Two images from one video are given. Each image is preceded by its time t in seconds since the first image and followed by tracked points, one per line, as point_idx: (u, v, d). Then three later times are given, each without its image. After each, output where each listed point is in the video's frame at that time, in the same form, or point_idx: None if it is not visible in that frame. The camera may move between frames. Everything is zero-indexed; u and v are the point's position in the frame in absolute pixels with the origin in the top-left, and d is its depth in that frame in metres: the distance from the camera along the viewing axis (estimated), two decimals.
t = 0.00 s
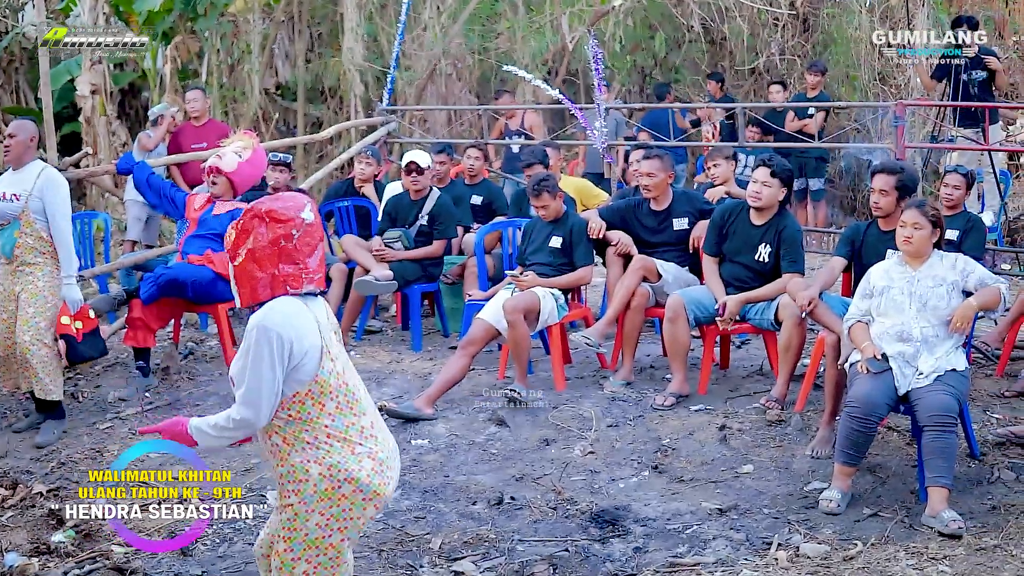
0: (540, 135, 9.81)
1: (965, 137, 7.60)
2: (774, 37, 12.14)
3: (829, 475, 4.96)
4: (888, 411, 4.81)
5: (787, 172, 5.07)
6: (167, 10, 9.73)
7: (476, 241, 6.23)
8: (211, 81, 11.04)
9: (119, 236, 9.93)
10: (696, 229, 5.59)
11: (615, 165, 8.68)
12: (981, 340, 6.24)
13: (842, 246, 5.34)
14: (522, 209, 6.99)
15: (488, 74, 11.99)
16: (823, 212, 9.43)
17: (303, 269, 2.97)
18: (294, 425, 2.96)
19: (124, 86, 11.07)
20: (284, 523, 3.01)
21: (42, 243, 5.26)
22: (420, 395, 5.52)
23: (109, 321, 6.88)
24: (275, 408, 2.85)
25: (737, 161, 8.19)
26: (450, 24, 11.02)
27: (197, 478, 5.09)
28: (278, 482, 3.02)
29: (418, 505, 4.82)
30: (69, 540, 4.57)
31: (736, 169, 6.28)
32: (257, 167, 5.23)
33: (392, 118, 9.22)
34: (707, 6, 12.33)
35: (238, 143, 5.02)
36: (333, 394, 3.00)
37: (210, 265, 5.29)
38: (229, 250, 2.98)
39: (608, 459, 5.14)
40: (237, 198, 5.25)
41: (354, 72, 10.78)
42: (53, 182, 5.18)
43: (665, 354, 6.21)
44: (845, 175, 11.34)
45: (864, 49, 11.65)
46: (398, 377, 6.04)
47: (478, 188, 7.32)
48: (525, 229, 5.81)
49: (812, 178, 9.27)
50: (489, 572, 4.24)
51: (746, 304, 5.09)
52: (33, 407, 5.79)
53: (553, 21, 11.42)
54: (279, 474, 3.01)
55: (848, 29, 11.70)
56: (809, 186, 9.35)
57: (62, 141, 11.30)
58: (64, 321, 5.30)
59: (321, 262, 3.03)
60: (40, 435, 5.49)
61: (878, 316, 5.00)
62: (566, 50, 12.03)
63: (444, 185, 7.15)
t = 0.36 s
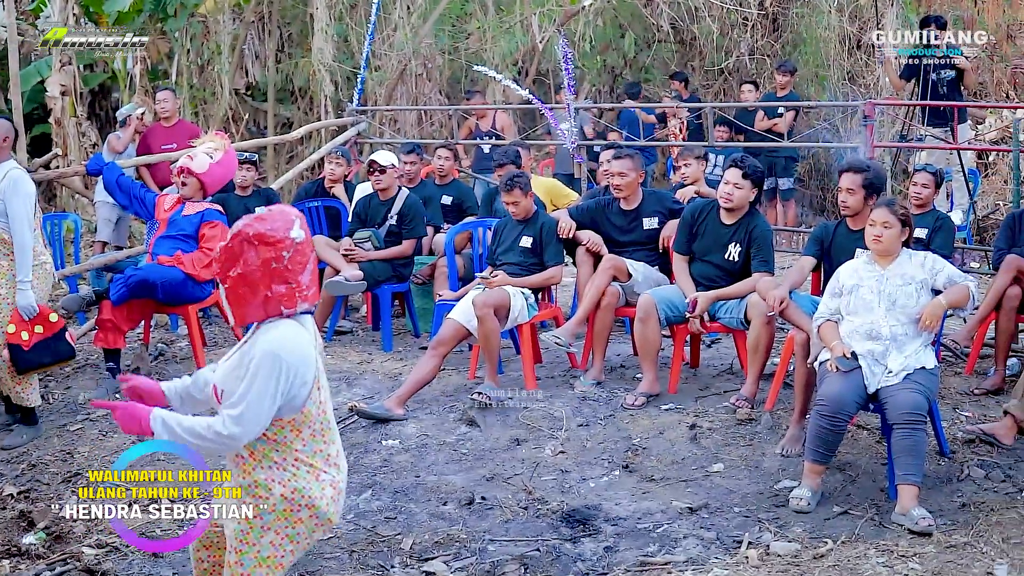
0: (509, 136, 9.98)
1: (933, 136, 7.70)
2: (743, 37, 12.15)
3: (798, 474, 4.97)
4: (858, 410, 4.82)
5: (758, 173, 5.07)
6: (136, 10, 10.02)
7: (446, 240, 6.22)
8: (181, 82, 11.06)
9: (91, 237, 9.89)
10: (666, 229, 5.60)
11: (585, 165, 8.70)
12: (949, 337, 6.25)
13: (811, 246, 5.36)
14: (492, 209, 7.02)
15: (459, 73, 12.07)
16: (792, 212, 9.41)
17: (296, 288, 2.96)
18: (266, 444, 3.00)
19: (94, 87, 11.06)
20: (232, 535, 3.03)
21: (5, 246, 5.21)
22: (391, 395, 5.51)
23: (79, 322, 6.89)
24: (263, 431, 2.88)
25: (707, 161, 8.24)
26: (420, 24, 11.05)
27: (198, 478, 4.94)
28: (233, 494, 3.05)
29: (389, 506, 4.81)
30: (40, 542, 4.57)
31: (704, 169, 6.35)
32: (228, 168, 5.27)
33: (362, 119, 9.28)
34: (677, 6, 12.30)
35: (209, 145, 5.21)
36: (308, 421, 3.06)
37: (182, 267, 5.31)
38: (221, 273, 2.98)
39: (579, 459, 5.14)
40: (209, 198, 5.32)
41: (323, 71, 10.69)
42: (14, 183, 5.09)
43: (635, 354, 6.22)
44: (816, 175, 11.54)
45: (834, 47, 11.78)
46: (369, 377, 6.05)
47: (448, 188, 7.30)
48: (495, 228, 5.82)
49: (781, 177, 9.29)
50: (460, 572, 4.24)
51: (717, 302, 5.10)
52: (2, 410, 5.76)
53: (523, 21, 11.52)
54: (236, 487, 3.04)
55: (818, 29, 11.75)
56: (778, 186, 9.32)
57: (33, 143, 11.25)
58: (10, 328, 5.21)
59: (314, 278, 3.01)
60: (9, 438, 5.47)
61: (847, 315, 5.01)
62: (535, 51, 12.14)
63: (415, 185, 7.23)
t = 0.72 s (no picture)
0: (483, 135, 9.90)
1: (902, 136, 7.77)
2: (713, 37, 12.24)
3: (768, 473, 4.97)
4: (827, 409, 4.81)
5: (728, 174, 5.07)
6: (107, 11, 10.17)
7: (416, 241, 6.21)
8: (151, 83, 11.26)
9: (63, 239, 9.84)
10: (635, 229, 5.61)
11: (555, 165, 8.75)
12: (918, 336, 6.28)
13: (780, 246, 5.37)
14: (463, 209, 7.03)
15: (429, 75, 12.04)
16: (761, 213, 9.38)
17: (249, 259, 2.85)
18: (251, 420, 2.88)
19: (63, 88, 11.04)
20: (229, 522, 2.91)
21: None
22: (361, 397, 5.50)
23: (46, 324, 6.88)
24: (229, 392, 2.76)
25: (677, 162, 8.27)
26: (390, 24, 11.00)
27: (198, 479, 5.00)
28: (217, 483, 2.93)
29: (359, 507, 4.80)
30: (9, 544, 4.53)
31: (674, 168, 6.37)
32: (197, 169, 5.18)
33: (332, 119, 9.32)
34: (647, 7, 12.28)
35: (179, 145, 4.97)
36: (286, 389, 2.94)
37: (151, 268, 5.31)
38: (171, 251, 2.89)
39: (549, 459, 5.14)
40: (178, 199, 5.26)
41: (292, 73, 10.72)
42: None
43: (605, 354, 6.22)
44: (786, 174, 11.64)
45: (803, 48, 11.83)
46: (339, 378, 6.04)
47: (418, 188, 7.44)
48: (465, 228, 5.82)
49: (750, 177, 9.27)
50: (430, 573, 4.23)
51: (687, 302, 5.09)
52: None
53: (492, 21, 11.42)
54: (220, 476, 2.93)
55: (786, 29, 11.86)
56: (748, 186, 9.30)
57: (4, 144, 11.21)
58: None
59: (268, 251, 2.91)
60: None
61: (816, 314, 5.00)
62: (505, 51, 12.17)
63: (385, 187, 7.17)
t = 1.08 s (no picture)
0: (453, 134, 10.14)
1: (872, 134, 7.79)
2: (684, 36, 12.21)
3: (739, 471, 4.98)
4: (797, 407, 4.81)
5: (696, 172, 5.07)
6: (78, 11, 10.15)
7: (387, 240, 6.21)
8: (121, 82, 11.40)
9: (33, 241, 9.79)
10: (605, 228, 5.62)
11: (526, 165, 8.79)
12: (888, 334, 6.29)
13: (750, 245, 5.38)
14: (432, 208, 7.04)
15: (399, 73, 12.06)
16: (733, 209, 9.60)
17: (226, 278, 2.88)
18: (214, 439, 2.95)
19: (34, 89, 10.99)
20: (208, 527, 2.96)
21: None
22: (332, 396, 5.48)
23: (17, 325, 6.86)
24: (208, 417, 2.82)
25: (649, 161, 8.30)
26: (361, 24, 11.21)
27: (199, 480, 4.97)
28: (211, 482, 2.95)
29: (330, 507, 4.78)
30: None
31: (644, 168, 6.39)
32: (167, 169, 5.16)
33: (302, 119, 9.32)
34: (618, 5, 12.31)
35: (150, 145, 5.10)
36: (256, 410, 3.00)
37: (122, 268, 5.30)
38: (146, 267, 2.89)
39: (519, 458, 5.13)
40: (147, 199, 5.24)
41: (263, 71, 11.00)
42: None
43: (577, 352, 6.22)
44: (755, 173, 11.70)
45: (773, 47, 11.67)
46: (310, 378, 6.03)
47: (389, 187, 7.45)
48: (436, 227, 5.82)
49: (721, 175, 9.45)
50: (401, 572, 4.22)
51: (659, 301, 5.09)
52: None
53: (463, 20, 11.52)
54: (216, 476, 2.95)
55: (757, 27, 11.69)
56: (719, 184, 9.50)
57: None
58: None
59: (244, 268, 2.94)
60: None
61: (786, 313, 5.00)
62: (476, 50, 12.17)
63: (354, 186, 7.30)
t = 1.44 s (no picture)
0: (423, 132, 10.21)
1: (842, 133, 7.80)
2: (655, 35, 11.95)
3: (711, 470, 4.98)
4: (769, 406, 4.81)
5: (665, 172, 5.07)
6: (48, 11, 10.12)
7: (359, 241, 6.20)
8: (91, 83, 11.44)
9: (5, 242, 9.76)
10: (576, 228, 5.63)
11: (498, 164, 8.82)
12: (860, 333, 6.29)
13: (722, 244, 5.38)
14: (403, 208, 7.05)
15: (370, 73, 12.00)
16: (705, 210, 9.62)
17: (194, 260, 2.85)
18: (196, 421, 2.88)
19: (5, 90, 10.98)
20: (214, 525, 2.92)
21: None
22: (302, 398, 5.48)
23: None
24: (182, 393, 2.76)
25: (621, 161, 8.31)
26: (331, 23, 11.32)
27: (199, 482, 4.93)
28: (212, 483, 2.89)
29: (301, 508, 4.76)
30: None
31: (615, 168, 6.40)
32: (136, 171, 5.06)
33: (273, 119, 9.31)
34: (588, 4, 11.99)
35: (120, 145, 4.98)
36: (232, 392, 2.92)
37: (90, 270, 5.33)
38: (113, 250, 2.85)
39: (491, 458, 5.13)
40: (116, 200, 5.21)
41: (234, 71, 11.21)
42: None
43: (548, 352, 6.22)
44: (726, 172, 11.74)
45: (745, 46, 11.64)
46: (281, 379, 6.02)
47: (359, 188, 7.48)
48: (407, 227, 5.81)
49: (693, 175, 9.51)
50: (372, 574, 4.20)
51: (630, 300, 5.09)
52: None
53: (434, 20, 11.56)
54: (216, 475, 2.89)
55: (728, 27, 11.61)
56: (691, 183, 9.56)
57: None
58: None
59: (212, 250, 2.90)
60: None
61: (757, 312, 5.00)
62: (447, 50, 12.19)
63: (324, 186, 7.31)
